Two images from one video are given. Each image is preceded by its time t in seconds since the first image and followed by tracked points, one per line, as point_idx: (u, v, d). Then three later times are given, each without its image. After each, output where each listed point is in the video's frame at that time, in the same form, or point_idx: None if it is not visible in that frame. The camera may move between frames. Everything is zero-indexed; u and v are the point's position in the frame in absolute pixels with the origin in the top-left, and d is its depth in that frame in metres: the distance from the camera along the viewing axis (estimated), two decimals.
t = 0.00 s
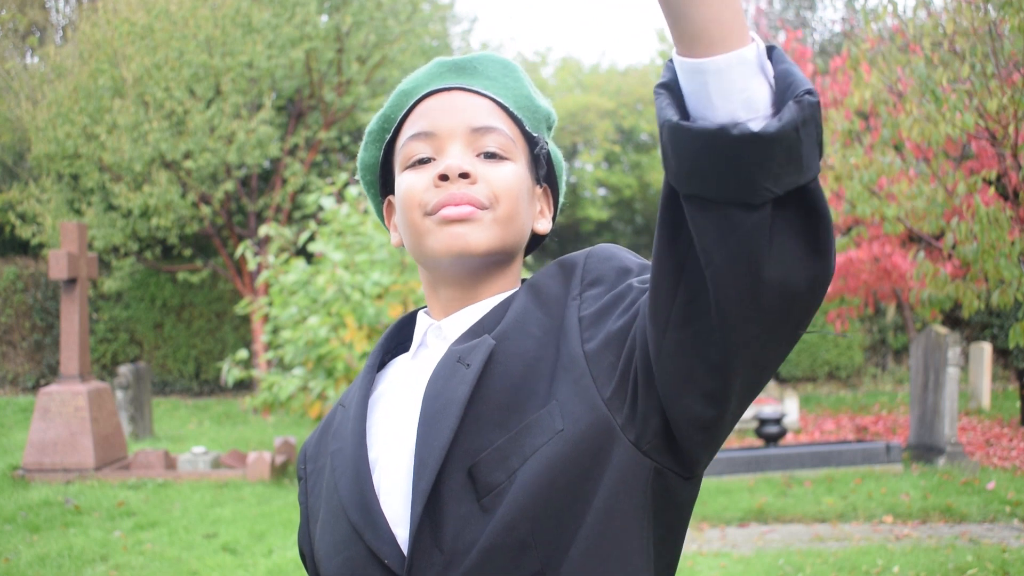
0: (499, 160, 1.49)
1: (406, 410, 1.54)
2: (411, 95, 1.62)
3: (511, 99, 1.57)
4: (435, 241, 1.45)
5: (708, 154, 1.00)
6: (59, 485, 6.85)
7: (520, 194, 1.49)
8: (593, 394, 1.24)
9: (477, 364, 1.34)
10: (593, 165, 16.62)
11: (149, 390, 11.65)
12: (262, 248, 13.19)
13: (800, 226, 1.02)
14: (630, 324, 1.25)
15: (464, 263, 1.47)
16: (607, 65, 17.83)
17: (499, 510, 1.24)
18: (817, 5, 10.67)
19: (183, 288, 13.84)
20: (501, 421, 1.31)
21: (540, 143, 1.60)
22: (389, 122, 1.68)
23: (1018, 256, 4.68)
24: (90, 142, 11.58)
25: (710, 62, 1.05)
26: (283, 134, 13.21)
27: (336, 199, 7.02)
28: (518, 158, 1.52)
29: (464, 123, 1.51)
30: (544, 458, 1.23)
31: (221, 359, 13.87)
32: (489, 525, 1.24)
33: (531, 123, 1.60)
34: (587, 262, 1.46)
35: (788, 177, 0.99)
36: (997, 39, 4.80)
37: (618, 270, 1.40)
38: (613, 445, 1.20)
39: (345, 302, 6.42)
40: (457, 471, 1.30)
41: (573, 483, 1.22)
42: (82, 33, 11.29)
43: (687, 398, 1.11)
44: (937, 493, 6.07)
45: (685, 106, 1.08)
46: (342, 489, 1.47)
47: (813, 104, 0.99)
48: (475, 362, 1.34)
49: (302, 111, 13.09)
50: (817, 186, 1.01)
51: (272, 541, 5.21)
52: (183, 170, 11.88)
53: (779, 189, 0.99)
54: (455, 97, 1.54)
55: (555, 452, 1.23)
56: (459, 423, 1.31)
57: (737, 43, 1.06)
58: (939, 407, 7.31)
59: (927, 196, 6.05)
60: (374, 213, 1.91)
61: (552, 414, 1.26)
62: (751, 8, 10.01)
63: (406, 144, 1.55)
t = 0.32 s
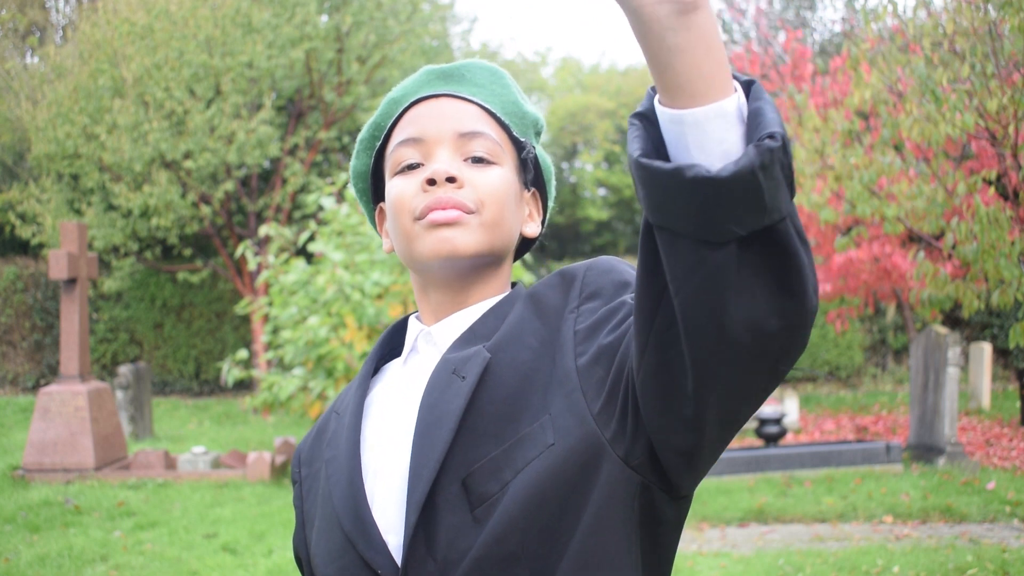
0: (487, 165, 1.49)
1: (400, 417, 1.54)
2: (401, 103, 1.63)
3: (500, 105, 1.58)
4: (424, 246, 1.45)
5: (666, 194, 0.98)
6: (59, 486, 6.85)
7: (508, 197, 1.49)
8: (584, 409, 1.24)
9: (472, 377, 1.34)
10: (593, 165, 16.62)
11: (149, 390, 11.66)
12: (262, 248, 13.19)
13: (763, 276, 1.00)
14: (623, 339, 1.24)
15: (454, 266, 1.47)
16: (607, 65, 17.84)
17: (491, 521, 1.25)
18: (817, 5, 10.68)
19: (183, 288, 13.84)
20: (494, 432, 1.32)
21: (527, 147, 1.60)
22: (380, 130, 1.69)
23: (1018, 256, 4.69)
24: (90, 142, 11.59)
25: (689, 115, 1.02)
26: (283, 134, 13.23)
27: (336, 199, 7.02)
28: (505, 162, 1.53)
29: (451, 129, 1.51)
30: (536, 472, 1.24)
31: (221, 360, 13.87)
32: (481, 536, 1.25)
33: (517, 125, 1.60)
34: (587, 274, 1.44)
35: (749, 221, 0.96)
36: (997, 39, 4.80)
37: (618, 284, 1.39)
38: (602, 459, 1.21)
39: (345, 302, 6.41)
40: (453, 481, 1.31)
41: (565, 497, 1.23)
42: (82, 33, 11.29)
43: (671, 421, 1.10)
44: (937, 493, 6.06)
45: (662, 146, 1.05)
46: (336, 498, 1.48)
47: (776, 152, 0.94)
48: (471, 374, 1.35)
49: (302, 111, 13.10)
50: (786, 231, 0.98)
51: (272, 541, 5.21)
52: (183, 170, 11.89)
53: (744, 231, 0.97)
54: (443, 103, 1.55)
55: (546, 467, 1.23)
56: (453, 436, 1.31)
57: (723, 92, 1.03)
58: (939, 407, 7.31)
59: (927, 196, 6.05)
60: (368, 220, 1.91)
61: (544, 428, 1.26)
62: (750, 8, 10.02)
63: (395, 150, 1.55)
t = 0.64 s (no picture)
0: (480, 167, 1.50)
1: (402, 422, 1.55)
2: (396, 108, 1.64)
3: (492, 108, 1.58)
4: (419, 248, 1.45)
5: (629, 235, 0.99)
6: (59, 486, 6.86)
7: (502, 200, 1.49)
8: (584, 421, 1.26)
9: (479, 387, 1.36)
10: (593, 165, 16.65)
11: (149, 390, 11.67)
12: (262, 248, 13.19)
13: (722, 320, 1.01)
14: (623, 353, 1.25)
15: (451, 267, 1.47)
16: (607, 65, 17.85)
17: (495, 527, 1.26)
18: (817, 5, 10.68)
19: (183, 288, 13.84)
20: (500, 440, 1.33)
21: (520, 149, 1.60)
22: (376, 136, 1.70)
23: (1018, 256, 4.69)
24: (90, 142, 11.59)
25: (670, 177, 1.02)
26: (283, 134, 13.24)
27: (336, 199, 7.02)
28: (500, 164, 1.53)
29: (444, 132, 1.52)
30: (538, 482, 1.26)
31: (221, 359, 13.87)
32: (485, 543, 1.26)
33: (511, 127, 1.60)
34: (596, 288, 1.45)
35: (701, 269, 0.96)
36: (997, 39, 4.80)
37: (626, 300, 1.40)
38: (601, 473, 1.23)
39: (345, 302, 6.40)
40: (458, 489, 1.33)
41: (567, 508, 1.24)
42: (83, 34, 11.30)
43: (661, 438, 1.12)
44: (937, 493, 6.06)
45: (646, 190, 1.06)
46: (339, 500, 1.49)
47: (722, 211, 0.92)
48: (478, 385, 1.36)
49: (302, 111, 13.11)
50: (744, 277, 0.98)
51: (272, 541, 5.21)
52: (183, 170, 11.90)
53: (698, 277, 0.97)
54: (436, 107, 1.56)
55: (549, 477, 1.25)
56: (461, 445, 1.33)
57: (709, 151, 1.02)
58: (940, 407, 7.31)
59: (927, 196, 6.04)
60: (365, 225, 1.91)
61: (548, 438, 1.28)
62: (750, 7, 10.03)
63: (390, 154, 1.57)
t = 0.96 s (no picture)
0: (484, 171, 1.51)
1: (413, 430, 1.55)
2: (400, 112, 1.65)
3: (495, 110, 1.59)
4: (423, 253, 1.46)
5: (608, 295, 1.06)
6: (58, 486, 6.86)
7: (505, 204, 1.49)
8: (604, 450, 1.27)
9: (500, 406, 1.38)
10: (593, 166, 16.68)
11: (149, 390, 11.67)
12: (262, 248, 13.19)
13: (697, 381, 1.06)
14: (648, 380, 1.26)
15: (455, 272, 1.48)
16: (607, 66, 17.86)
17: (511, 545, 1.29)
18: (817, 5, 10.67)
19: (183, 288, 13.84)
20: (517, 459, 1.35)
21: (525, 151, 1.60)
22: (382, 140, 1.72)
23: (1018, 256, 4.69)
24: (90, 142, 11.58)
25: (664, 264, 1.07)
26: (283, 134, 13.25)
27: (336, 199, 7.02)
28: (503, 168, 1.54)
29: (450, 137, 1.53)
30: (558, 506, 1.28)
31: (221, 360, 13.87)
32: (499, 561, 1.29)
33: (515, 130, 1.61)
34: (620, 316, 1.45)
35: (668, 336, 1.02)
36: (996, 39, 4.80)
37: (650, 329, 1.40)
38: (619, 503, 1.25)
39: (345, 302, 6.40)
40: (474, 505, 1.34)
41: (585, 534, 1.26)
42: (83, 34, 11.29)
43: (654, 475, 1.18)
44: (937, 493, 6.06)
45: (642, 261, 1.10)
46: (353, 508, 1.50)
47: (678, 291, 0.96)
48: (499, 404, 1.38)
49: (302, 111, 13.12)
50: (712, 350, 1.04)
51: (272, 541, 5.21)
52: (183, 170, 11.89)
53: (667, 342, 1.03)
54: (440, 112, 1.57)
55: (568, 501, 1.27)
56: (480, 463, 1.35)
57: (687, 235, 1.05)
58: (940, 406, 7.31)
59: (927, 196, 6.03)
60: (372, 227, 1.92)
61: (566, 464, 1.30)
62: (750, 7, 10.04)
63: (395, 159, 1.58)
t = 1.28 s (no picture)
0: (502, 185, 1.49)
1: (440, 443, 1.56)
2: (416, 122, 1.66)
3: (509, 121, 1.60)
4: (444, 273, 1.43)
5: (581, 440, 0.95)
6: (59, 486, 6.86)
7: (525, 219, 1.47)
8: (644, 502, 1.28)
9: (537, 438, 1.39)
10: (593, 166, 16.71)
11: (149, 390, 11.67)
12: (263, 249, 13.20)
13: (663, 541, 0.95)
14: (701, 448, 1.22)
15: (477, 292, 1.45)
16: (606, 66, 17.90)
17: None
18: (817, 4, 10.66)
19: (183, 288, 13.85)
20: (548, 491, 1.35)
21: (541, 162, 1.62)
22: (396, 150, 1.73)
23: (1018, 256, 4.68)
24: (90, 142, 11.56)
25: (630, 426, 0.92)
26: (283, 134, 13.26)
27: (336, 199, 7.01)
28: (521, 181, 1.52)
29: (466, 150, 1.52)
30: (585, 550, 1.28)
31: (221, 359, 13.88)
32: None
33: (531, 142, 1.63)
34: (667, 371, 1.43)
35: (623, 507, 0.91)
36: (997, 39, 4.79)
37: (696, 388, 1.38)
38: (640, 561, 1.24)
39: (345, 302, 6.40)
40: (499, 532, 1.35)
41: None
42: (83, 34, 11.28)
43: None
44: (937, 493, 6.06)
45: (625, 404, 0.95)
46: (376, 516, 1.50)
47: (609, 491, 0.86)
48: (536, 435, 1.39)
49: (302, 111, 13.13)
50: (666, 518, 0.90)
51: (272, 541, 5.21)
52: (183, 170, 11.89)
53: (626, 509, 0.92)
54: (456, 124, 1.57)
55: (597, 547, 1.27)
56: (512, 490, 1.35)
57: (641, 412, 0.89)
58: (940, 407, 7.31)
59: (927, 196, 6.01)
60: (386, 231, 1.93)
61: (599, 511, 1.30)
62: (751, 7, 10.05)
63: (412, 172, 1.57)
